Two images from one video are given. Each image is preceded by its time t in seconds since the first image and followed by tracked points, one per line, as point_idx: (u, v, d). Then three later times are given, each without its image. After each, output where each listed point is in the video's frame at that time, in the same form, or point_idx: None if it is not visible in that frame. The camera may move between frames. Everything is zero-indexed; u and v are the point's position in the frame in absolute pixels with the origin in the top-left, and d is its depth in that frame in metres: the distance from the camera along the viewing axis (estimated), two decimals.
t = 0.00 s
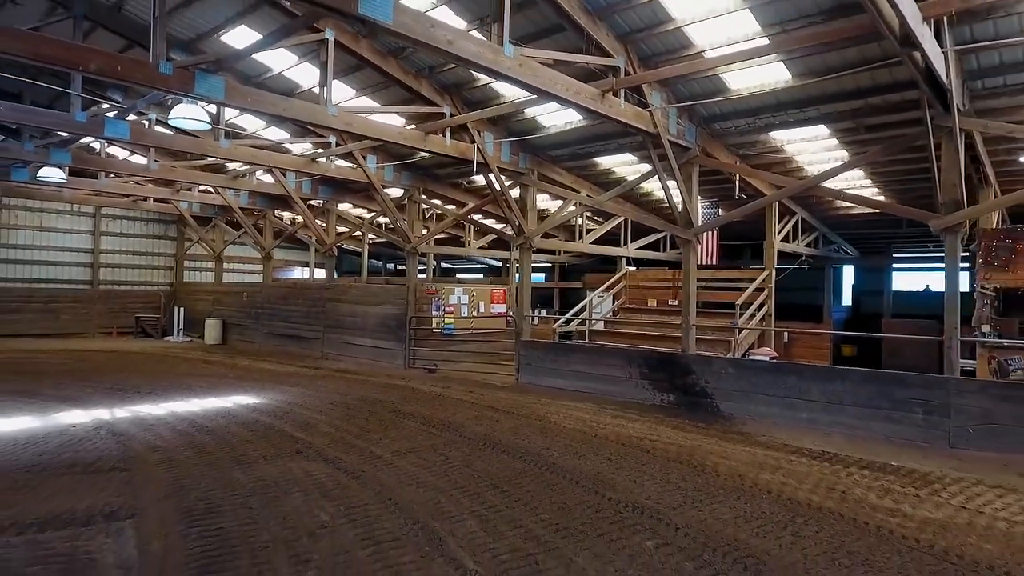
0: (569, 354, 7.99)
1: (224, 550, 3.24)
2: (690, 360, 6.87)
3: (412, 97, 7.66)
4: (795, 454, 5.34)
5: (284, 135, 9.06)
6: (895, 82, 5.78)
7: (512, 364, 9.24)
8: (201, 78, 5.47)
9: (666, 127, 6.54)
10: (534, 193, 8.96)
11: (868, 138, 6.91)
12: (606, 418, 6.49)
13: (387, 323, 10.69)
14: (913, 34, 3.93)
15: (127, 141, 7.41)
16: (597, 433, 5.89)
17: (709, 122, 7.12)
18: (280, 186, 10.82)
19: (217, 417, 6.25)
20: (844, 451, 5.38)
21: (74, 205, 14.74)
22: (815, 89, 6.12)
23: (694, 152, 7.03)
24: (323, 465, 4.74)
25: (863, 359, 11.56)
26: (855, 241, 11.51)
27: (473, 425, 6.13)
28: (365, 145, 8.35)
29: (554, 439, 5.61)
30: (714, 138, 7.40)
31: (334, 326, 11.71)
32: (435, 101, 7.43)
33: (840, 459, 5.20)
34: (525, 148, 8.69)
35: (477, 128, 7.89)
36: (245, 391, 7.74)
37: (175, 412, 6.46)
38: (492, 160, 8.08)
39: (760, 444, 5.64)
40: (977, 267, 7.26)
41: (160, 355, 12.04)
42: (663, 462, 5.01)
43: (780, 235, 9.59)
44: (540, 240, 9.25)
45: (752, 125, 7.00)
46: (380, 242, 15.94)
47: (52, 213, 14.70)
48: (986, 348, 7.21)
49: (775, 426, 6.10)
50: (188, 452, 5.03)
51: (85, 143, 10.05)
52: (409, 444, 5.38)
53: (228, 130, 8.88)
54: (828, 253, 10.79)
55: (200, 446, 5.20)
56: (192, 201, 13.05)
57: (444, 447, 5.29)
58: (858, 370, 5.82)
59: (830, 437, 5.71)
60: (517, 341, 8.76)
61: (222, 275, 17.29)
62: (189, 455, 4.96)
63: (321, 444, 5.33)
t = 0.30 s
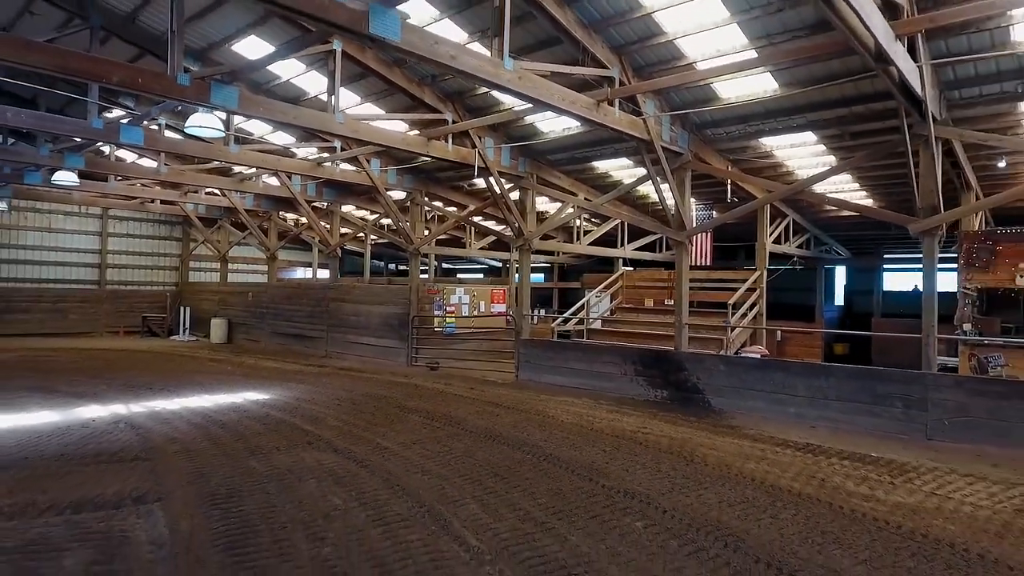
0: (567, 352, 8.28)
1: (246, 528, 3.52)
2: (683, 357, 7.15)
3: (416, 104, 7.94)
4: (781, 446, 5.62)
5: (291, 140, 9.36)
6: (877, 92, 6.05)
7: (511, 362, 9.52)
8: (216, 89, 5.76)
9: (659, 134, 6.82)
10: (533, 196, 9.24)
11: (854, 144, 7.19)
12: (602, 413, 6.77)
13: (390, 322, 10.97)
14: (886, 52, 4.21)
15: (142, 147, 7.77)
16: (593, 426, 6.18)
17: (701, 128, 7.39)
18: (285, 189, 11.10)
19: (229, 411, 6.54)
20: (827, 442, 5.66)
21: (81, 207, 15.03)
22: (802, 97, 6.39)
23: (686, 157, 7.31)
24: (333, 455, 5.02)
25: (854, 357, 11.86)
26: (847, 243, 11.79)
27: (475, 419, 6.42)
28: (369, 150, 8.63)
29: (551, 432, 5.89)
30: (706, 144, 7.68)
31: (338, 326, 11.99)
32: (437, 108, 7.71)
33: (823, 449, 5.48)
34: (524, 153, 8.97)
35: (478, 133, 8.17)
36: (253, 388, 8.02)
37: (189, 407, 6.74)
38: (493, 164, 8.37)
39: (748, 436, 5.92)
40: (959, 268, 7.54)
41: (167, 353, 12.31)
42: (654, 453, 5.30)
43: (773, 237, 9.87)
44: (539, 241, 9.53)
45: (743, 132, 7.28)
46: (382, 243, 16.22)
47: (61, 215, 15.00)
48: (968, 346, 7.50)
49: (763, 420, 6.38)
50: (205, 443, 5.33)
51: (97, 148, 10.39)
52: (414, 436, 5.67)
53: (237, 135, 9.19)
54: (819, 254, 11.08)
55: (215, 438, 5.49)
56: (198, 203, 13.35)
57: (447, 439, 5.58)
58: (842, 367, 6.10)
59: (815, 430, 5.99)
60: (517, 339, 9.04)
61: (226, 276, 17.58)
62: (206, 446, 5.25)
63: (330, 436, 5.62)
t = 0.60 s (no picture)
0: (565, 349, 8.57)
1: (266, 510, 3.80)
2: (676, 355, 7.44)
3: (419, 111, 8.23)
4: (768, 438, 5.91)
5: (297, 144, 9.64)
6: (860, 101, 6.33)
7: (511, 360, 9.81)
8: (231, 98, 6.05)
9: (653, 141, 7.11)
10: (533, 199, 9.53)
11: (841, 149, 7.47)
12: (598, 408, 7.06)
13: (393, 321, 11.26)
14: (862, 67, 4.49)
15: (156, 152, 8.06)
16: (588, 420, 6.47)
17: (694, 134, 7.67)
18: (291, 192, 11.40)
19: (241, 406, 6.84)
20: (812, 434, 5.95)
21: (89, 209, 15.34)
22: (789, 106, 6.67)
23: (679, 162, 7.60)
24: (342, 446, 5.31)
25: (846, 355, 12.14)
26: (839, 244, 12.08)
27: (476, 413, 6.71)
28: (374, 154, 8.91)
29: (549, 425, 6.18)
30: (699, 149, 7.96)
31: (342, 325, 12.27)
32: (440, 115, 8.00)
33: (807, 441, 5.77)
34: (524, 157, 9.25)
35: (479, 139, 8.46)
36: (262, 384, 8.30)
37: (202, 402, 7.04)
38: (493, 168, 8.66)
39: (737, 429, 6.21)
40: (943, 269, 7.82)
41: (175, 352, 12.59)
42: (646, 445, 5.58)
43: (765, 238, 10.16)
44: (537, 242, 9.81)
45: (733, 138, 7.56)
46: (384, 244, 16.52)
47: (69, 216, 15.30)
48: (951, 343, 7.79)
49: (752, 414, 6.67)
50: (220, 435, 5.62)
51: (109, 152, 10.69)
52: (418, 429, 5.95)
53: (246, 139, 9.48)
54: (811, 255, 11.36)
55: (230, 430, 5.79)
56: (205, 205, 13.65)
57: (451, 432, 5.86)
58: (826, 363, 6.39)
59: (801, 423, 6.28)
60: (516, 338, 9.33)
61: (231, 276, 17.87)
62: (221, 437, 5.55)
63: (338, 429, 5.91)
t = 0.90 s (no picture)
0: (563, 348, 8.86)
1: (282, 494, 4.09)
2: (669, 352, 7.73)
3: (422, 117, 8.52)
4: (755, 430, 6.19)
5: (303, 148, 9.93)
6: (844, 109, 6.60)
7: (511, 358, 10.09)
8: (243, 105, 6.33)
9: (647, 146, 7.40)
10: (532, 202, 9.81)
11: (828, 154, 7.76)
12: (594, 403, 7.34)
13: (395, 320, 11.54)
14: (840, 81, 4.77)
15: (168, 157, 8.34)
16: (584, 415, 6.76)
17: (687, 140, 7.96)
18: (296, 194, 11.69)
19: (252, 401, 7.13)
20: (797, 427, 6.23)
21: (97, 210, 15.64)
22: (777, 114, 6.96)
23: (673, 167, 7.90)
24: (351, 438, 5.60)
25: (838, 354, 12.43)
26: (831, 245, 12.36)
27: (477, 408, 7.00)
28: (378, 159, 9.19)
29: (547, 419, 6.48)
30: (692, 154, 8.24)
31: (346, 324, 12.56)
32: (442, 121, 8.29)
33: (793, 433, 6.05)
34: (523, 161, 9.54)
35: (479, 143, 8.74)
36: (269, 381, 8.59)
37: (214, 398, 7.33)
38: (494, 172, 8.95)
39: (726, 423, 6.49)
40: (927, 270, 8.07)
41: (182, 350, 12.87)
42: (639, 437, 5.87)
43: (757, 240, 10.44)
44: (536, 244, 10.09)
45: (725, 143, 7.84)
46: (387, 244, 16.80)
47: (77, 217, 15.60)
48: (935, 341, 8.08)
49: (742, 409, 6.95)
50: (234, 428, 5.92)
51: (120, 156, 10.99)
52: (422, 423, 6.25)
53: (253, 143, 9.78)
54: (804, 256, 11.64)
55: (243, 423, 6.09)
56: (211, 207, 13.95)
57: (454, 425, 6.16)
58: (812, 360, 6.68)
59: (788, 417, 6.56)
60: (516, 336, 9.61)
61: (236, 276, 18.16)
62: (236, 430, 5.84)
63: (346, 423, 6.19)
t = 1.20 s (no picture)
0: (561, 346, 9.15)
1: (296, 481, 4.37)
2: (663, 349, 8.01)
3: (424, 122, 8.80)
4: (744, 424, 6.48)
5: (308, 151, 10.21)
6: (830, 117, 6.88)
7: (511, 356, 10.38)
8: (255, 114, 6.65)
9: (642, 152, 7.70)
10: (531, 204, 10.09)
11: (816, 159, 8.04)
12: (591, 399, 7.63)
13: (397, 319, 11.83)
14: (821, 93, 5.06)
15: (179, 161, 8.64)
16: (581, 409, 7.05)
17: (680, 145, 8.24)
18: (300, 197, 11.97)
19: (262, 396, 7.42)
20: (785, 421, 6.52)
21: (104, 212, 15.94)
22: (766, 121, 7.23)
23: (667, 171, 8.19)
24: (358, 431, 5.89)
25: (830, 352, 12.71)
26: (824, 246, 12.61)
27: (478, 403, 7.29)
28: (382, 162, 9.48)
29: (545, 414, 6.77)
30: (686, 158, 8.52)
31: (350, 323, 12.84)
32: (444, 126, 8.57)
33: (779, 427, 6.33)
34: (522, 165, 9.82)
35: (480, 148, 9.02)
36: (277, 378, 8.86)
37: (225, 394, 7.62)
38: (494, 176, 9.24)
39: (717, 417, 6.77)
40: (912, 271, 8.33)
41: (189, 349, 13.15)
42: (634, 430, 6.15)
43: (750, 241, 10.71)
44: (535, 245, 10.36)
45: (717, 148, 8.12)
46: (388, 245, 17.08)
47: (85, 218, 15.90)
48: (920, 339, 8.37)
49: (732, 404, 7.24)
50: (247, 421, 6.21)
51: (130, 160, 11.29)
52: (425, 417, 6.53)
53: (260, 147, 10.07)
54: (797, 257, 11.91)
55: (255, 417, 6.38)
56: (217, 209, 14.25)
57: (456, 419, 6.44)
58: (799, 357, 6.96)
59: (776, 412, 6.84)
60: (515, 335, 9.90)
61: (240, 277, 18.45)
62: (248, 422, 6.14)
63: (353, 417, 6.48)
